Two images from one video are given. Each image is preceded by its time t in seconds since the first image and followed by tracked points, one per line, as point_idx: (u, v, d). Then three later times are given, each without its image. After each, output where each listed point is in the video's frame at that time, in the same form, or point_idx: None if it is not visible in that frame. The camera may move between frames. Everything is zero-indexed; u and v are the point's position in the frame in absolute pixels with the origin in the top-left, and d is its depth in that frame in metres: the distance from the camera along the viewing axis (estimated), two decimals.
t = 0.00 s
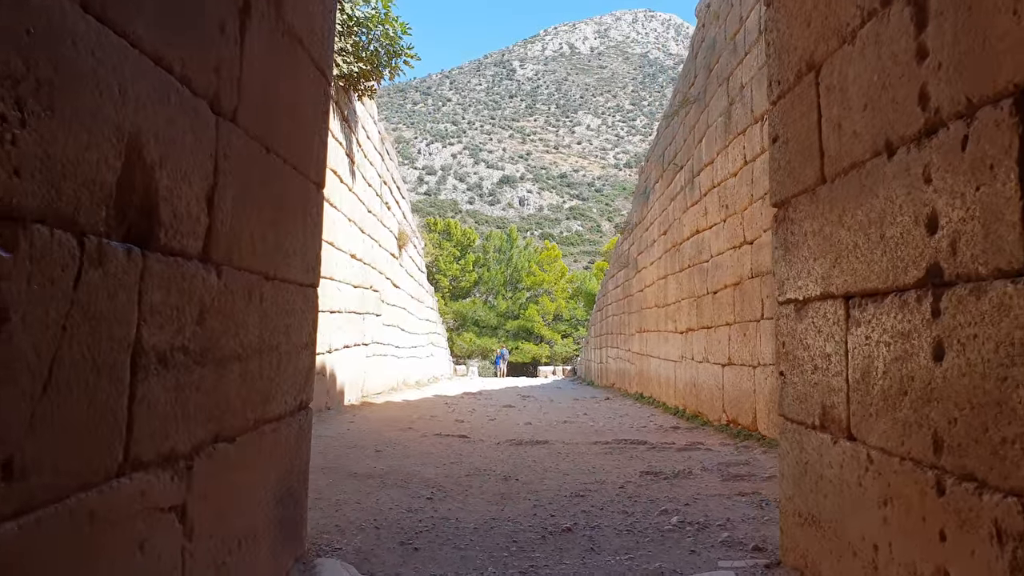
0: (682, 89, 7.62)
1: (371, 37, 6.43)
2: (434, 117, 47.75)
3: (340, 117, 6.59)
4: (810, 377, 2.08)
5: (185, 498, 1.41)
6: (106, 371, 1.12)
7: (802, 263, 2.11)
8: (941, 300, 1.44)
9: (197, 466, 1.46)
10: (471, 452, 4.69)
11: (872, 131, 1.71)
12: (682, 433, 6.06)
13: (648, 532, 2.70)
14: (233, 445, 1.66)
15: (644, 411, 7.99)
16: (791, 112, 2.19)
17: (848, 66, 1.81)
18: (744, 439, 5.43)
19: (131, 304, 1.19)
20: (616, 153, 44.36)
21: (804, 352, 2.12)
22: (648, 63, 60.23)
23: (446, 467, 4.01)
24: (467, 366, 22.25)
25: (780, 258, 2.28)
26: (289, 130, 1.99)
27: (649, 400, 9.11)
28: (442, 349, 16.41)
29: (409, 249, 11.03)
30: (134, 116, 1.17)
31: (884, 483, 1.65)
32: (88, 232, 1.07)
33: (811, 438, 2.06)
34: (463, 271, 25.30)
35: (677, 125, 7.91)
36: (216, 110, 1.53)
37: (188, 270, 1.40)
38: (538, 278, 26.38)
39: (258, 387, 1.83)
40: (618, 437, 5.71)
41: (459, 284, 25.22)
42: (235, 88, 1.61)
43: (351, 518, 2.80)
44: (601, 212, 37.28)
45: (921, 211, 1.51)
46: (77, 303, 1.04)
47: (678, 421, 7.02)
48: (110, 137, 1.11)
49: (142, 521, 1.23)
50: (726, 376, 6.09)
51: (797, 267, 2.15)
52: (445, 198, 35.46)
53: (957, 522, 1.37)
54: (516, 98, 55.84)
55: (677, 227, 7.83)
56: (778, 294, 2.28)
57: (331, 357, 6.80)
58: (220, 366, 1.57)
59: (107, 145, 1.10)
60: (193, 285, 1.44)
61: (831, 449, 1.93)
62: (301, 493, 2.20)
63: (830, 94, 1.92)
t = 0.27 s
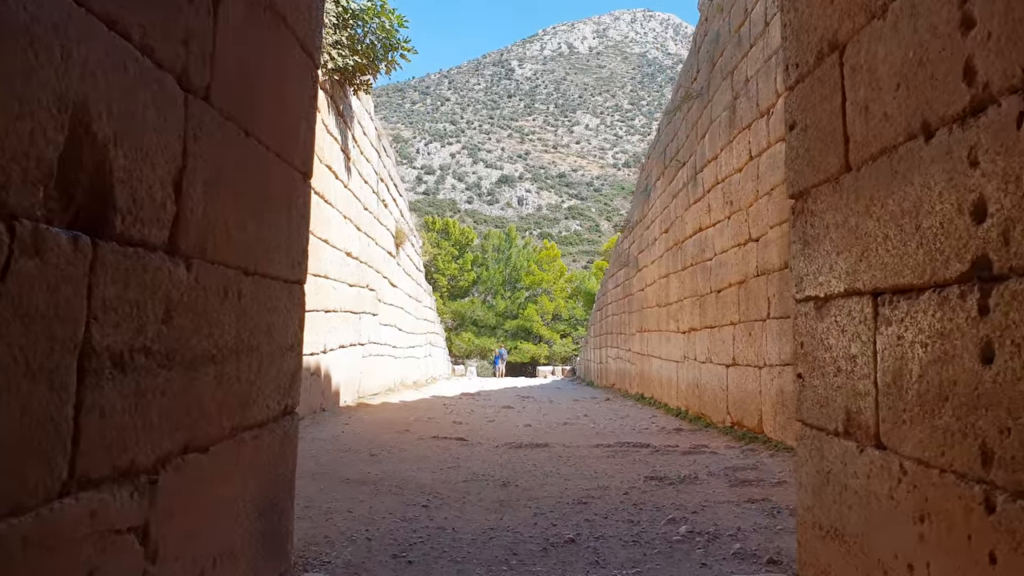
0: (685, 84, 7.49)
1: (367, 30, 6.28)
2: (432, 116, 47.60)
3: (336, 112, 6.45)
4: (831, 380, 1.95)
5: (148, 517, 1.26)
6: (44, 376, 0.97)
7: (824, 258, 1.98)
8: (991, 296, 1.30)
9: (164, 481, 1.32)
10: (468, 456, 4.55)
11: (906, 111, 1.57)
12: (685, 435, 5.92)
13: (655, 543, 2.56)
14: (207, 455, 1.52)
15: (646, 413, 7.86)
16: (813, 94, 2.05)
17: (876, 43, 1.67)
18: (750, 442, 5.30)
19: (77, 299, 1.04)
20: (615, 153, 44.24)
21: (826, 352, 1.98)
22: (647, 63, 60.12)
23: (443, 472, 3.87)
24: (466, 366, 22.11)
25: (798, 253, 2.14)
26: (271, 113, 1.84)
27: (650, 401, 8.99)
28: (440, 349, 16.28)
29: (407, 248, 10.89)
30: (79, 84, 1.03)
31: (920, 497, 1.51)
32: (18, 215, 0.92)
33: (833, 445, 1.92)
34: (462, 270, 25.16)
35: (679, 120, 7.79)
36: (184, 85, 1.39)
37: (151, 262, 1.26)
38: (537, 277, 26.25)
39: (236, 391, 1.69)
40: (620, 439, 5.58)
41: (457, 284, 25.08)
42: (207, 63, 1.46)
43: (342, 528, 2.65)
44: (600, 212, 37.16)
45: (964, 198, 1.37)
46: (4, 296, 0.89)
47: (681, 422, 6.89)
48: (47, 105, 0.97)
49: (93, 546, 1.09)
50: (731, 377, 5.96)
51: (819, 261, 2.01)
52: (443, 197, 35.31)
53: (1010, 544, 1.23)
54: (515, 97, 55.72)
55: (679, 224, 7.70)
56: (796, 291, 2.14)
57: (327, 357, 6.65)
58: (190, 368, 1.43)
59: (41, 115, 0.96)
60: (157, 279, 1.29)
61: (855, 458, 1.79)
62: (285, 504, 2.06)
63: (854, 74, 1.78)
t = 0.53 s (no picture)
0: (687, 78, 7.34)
1: (360, 20, 6.14)
2: (430, 116, 47.44)
3: (328, 104, 6.29)
4: (852, 379, 1.79)
5: (84, 537, 1.10)
6: None
7: (845, 246, 1.83)
8: None
9: (105, 496, 1.15)
10: (463, 460, 4.40)
11: (946, 80, 1.41)
12: (687, 437, 5.77)
13: (659, 554, 2.40)
14: (161, 465, 1.36)
15: (646, 414, 7.71)
16: (832, 70, 1.89)
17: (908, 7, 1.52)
18: (754, 444, 5.15)
19: None
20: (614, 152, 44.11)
21: (847, 351, 1.82)
22: (646, 62, 59.98)
23: (436, 476, 3.72)
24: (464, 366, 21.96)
25: (816, 242, 1.99)
26: (239, 86, 1.68)
27: (650, 401, 8.83)
28: (437, 349, 16.12)
29: (403, 245, 10.73)
30: None
31: (961, 512, 1.35)
32: None
33: (855, 452, 1.76)
34: (460, 269, 25.01)
35: (680, 115, 7.63)
36: (131, 45, 1.23)
37: (85, 243, 1.10)
38: (535, 277, 26.10)
39: (198, 393, 1.52)
40: (620, 441, 5.43)
41: (455, 283, 24.93)
42: (160, 22, 1.30)
43: (326, 538, 2.49)
44: (599, 211, 37.01)
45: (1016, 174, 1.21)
46: None
47: (683, 423, 6.74)
48: None
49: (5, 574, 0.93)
50: (734, 377, 5.81)
51: (840, 251, 1.85)
52: (441, 196, 35.14)
53: None
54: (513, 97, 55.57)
55: (680, 221, 7.55)
56: (814, 283, 1.99)
57: (319, 357, 6.49)
58: (139, 367, 1.27)
59: None
60: (96, 265, 1.13)
61: (881, 466, 1.63)
62: (259, 516, 1.89)
63: (883, 44, 1.62)
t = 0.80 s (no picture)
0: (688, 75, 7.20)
1: (353, 15, 5.99)
2: (429, 115, 47.26)
3: (320, 101, 6.14)
4: (871, 396, 1.65)
5: None
6: None
7: (867, 250, 1.68)
8: None
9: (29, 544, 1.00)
10: (457, 470, 4.25)
11: (990, 66, 1.26)
12: (688, 444, 5.63)
13: None
14: (105, 501, 1.21)
15: (646, 418, 7.56)
16: (852, 59, 1.74)
17: None
18: (758, 451, 5.01)
19: None
20: (613, 152, 43.96)
21: (868, 364, 1.67)
22: (645, 62, 59.87)
23: (429, 489, 3.57)
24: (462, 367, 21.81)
25: (832, 246, 1.86)
26: (202, 75, 1.53)
27: (650, 405, 8.69)
28: (434, 350, 15.97)
29: (398, 245, 10.58)
30: None
31: (1003, 553, 1.20)
32: None
33: (877, 476, 1.60)
34: (458, 269, 24.86)
35: (681, 113, 7.49)
36: (61, 22, 1.08)
37: None
38: (534, 277, 25.93)
39: (155, 416, 1.37)
40: (620, 449, 5.28)
41: (453, 283, 24.78)
42: None
43: (307, 562, 2.34)
44: (598, 211, 36.87)
45: None
46: None
47: (684, 429, 6.60)
48: None
49: None
50: (737, 382, 5.67)
51: (861, 256, 1.71)
52: (439, 196, 34.97)
53: None
54: (512, 97, 55.42)
55: (680, 221, 7.41)
56: (830, 291, 1.85)
57: (311, 360, 6.34)
58: (75, 388, 1.11)
59: None
60: (16, 275, 0.98)
61: (908, 494, 1.48)
62: (228, 545, 1.74)
63: (915, 28, 1.48)
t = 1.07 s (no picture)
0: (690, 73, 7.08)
1: (348, 10, 5.86)
2: (427, 115, 47.14)
3: (314, 99, 6.02)
4: (898, 412, 1.53)
5: None
6: None
7: (893, 254, 1.56)
8: None
9: None
10: (453, 478, 4.12)
11: None
12: (691, 449, 5.51)
13: None
14: (56, 535, 1.09)
15: (647, 421, 7.45)
16: (876, 48, 1.62)
17: None
18: (763, 457, 4.90)
19: None
20: (612, 152, 43.85)
21: (894, 377, 1.55)
22: (644, 61, 59.74)
23: (424, 499, 3.45)
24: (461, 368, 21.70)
25: (853, 250, 1.74)
26: (171, 64, 1.42)
27: (651, 407, 8.57)
28: (433, 351, 15.86)
29: (396, 246, 10.46)
30: None
31: None
32: None
33: (906, 499, 1.48)
34: (456, 269, 24.76)
35: (683, 111, 7.36)
36: None
37: None
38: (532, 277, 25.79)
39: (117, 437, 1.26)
40: (622, 455, 5.16)
41: (451, 284, 24.67)
42: None
43: None
44: (597, 211, 36.75)
45: None
46: None
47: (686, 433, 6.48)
48: None
49: None
50: (742, 386, 5.55)
51: (885, 260, 1.59)
52: (438, 196, 34.84)
53: None
54: (511, 96, 55.30)
55: (682, 222, 7.29)
56: (851, 297, 1.74)
57: (306, 363, 6.22)
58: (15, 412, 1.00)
59: None
60: None
61: (942, 521, 1.36)
62: (205, 571, 1.62)
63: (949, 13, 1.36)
